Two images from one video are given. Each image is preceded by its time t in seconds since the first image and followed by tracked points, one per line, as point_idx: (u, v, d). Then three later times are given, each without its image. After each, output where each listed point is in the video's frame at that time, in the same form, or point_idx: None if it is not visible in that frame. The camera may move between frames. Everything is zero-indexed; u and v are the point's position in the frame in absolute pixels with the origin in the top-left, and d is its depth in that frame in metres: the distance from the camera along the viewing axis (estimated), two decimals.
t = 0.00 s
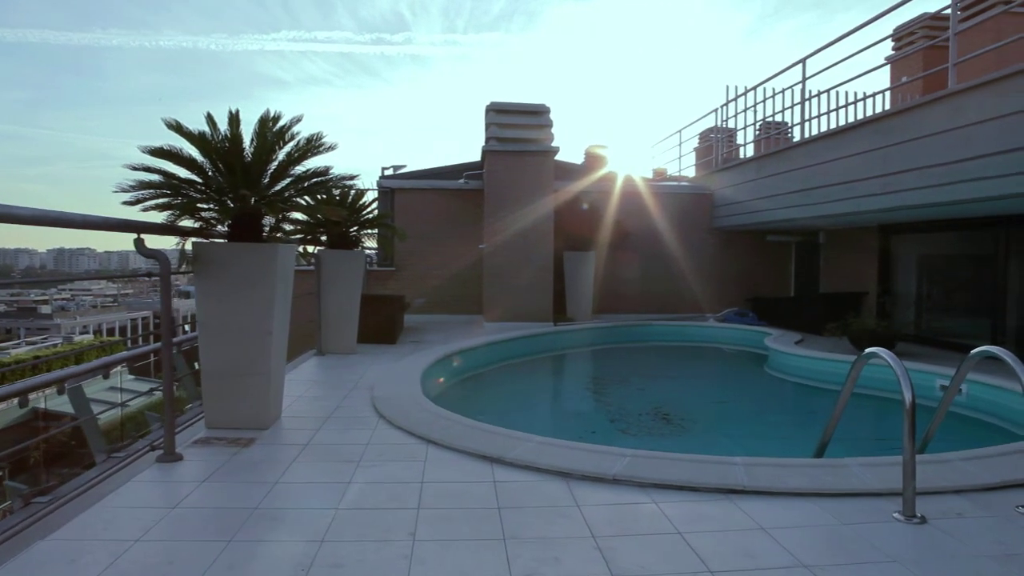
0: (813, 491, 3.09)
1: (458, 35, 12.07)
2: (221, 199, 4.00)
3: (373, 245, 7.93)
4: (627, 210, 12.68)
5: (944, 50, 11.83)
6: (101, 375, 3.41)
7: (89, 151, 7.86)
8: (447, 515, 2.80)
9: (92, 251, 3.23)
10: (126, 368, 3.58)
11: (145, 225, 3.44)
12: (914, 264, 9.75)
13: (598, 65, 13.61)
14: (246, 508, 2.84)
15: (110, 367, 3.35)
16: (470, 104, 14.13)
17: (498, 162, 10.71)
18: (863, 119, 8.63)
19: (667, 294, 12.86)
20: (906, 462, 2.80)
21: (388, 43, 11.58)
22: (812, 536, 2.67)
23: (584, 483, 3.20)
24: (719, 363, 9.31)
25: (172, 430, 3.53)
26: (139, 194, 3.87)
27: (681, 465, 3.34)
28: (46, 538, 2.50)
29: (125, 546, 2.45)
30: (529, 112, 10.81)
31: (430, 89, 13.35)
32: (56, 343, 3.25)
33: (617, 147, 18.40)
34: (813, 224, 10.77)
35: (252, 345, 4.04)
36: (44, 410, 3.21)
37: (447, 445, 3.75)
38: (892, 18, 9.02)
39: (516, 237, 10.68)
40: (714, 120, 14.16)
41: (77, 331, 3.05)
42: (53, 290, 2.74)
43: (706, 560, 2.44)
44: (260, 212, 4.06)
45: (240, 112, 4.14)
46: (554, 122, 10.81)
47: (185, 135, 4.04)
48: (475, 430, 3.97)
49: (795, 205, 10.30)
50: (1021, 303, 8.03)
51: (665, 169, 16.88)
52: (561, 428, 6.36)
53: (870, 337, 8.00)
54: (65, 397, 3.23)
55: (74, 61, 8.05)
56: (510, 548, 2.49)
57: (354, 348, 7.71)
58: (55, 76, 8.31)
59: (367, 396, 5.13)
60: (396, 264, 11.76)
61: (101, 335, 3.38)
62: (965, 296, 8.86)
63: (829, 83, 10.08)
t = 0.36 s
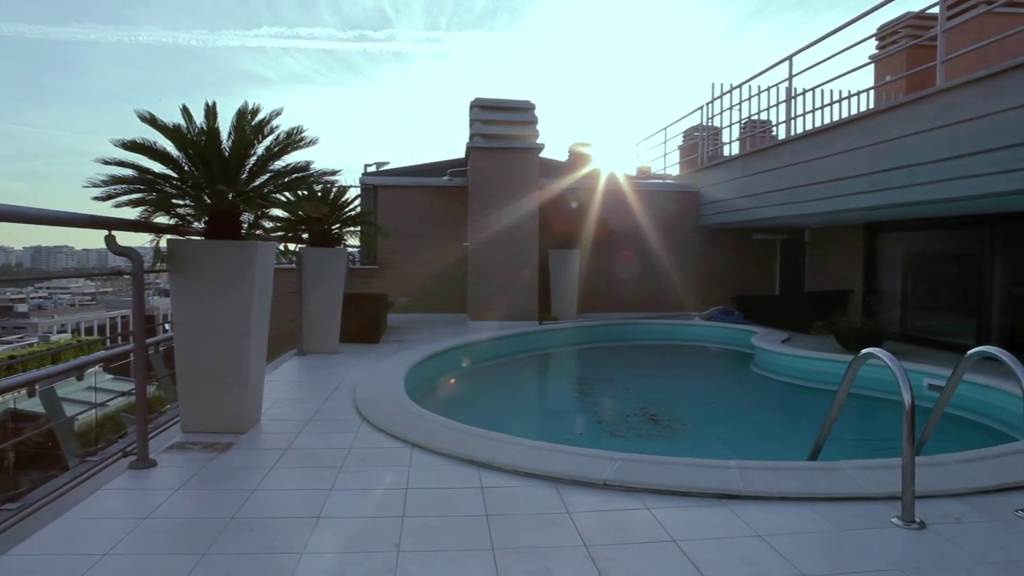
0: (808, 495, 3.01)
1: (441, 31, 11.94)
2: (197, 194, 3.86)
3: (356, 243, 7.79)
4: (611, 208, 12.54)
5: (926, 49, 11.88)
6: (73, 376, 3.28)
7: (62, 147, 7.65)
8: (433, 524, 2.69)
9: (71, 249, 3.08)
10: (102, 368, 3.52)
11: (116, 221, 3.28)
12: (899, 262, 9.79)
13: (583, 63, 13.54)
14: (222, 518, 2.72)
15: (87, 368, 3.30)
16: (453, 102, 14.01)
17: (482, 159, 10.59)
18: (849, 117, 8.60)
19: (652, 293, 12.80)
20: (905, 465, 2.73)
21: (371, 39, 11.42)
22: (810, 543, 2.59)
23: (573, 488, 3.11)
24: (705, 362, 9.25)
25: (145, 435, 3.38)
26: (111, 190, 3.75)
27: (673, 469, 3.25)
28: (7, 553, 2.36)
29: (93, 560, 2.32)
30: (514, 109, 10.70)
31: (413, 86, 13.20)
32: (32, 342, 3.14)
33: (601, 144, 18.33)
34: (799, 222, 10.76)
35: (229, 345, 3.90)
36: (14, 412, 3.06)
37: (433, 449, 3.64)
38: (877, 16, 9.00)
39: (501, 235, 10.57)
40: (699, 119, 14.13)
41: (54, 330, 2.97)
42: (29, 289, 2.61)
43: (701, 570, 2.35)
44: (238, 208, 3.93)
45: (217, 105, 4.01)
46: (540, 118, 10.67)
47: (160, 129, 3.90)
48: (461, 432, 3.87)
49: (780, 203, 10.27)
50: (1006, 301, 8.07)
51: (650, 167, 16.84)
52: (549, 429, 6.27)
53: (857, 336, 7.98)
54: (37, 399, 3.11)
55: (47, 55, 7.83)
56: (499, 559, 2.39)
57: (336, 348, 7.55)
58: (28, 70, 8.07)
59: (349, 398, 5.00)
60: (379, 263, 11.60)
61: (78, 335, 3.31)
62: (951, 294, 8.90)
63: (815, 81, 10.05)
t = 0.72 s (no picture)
0: (803, 499, 2.94)
1: (424, 28, 11.83)
2: (170, 190, 3.71)
3: (337, 241, 7.64)
4: (594, 206, 12.50)
5: (907, 49, 11.93)
6: (44, 377, 3.15)
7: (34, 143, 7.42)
8: (417, 533, 2.58)
9: (46, 247, 2.90)
10: (75, 368, 3.41)
11: (86, 218, 3.12)
12: (883, 260, 9.82)
13: (566, 61, 13.48)
14: (197, 529, 2.59)
15: (59, 368, 3.13)
16: (436, 99, 13.89)
17: (465, 156, 10.46)
18: (834, 115, 8.58)
19: (636, 291, 12.76)
20: (902, 469, 2.66)
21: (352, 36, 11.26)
22: (806, 550, 2.52)
23: (562, 494, 3.01)
24: (690, 360, 9.20)
25: (116, 441, 3.24)
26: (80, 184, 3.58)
27: (664, 473, 3.16)
28: None
29: None
30: (497, 105, 10.58)
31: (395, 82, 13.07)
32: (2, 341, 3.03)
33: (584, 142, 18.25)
34: (782, 220, 10.75)
35: (204, 346, 3.76)
36: None
37: (416, 453, 3.53)
38: (861, 15, 8.99)
39: (485, 233, 10.46)
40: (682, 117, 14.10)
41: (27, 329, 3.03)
42: None
43: None
44: (213, 204, 3.79)
45: (192, 97, 3.86)
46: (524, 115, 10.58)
47: (131, 121, 3.73)
48: (445, 435, 3.76)
49: (764, 202, 10.26)
50: (990, 299, 8.11)
51: (633, 165, 16.80)
52: (535, 429, 6.17)
53: (842, 334, 7.96)
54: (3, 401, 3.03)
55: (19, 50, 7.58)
56: (486, 570, 2.29)
57: (317, 348, 7.41)
58: None
59: (329, 399, 4.87)
60: (361, 260, 11.46)
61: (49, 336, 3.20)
62: (935, 292, 8.93)
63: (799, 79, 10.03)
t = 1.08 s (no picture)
0: (801, 506, 2.86)
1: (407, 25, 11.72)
2: (147, 184, 3.53)
3: (319, 239, 7.49)
4: (578, 206, 12.39)
5: (891, 49, 11.96)
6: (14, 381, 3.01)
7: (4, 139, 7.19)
8: (403, 545, 2.47)
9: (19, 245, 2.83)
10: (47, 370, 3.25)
11: (53, 213, 2.92)
12: (869, 260, 9.84)
13: (551, 60, 13.41)
14: (171, 542, 2.46)
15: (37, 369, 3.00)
16: (419, 97, 13.76)
17: (450, 154, 10.34)
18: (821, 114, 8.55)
19: (620, 290, 12.69)
20: (904, 476, 2.59)
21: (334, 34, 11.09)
22: (808, 560, 2.43)
23: (553, 502, 2.91)
24: (676, 361, 9.15)
25: (86, 448, 3.09)
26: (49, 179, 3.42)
27: (658, 480, 3.07)
28: None
29: None
30: (482, 102, 10.45)
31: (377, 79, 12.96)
32: None
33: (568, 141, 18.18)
34: (768, 219, 10.73)
35: (181, 348, 3.61)
36: None
37: (400, 459, 3.41)
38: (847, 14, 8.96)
39: (469, 232, 10.34)
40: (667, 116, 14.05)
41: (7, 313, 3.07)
42: None
43: None
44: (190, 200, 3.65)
45: (168, 89, 3.73)
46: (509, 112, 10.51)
47: (103, 114, 3.59)
48: (431, 440, 3.65)
49: (750, 201, 10.22)
50: (977, 298, 8.15)
51: (617, 164, 16.74)
52: (522, 431, 6.08)
53: (829, 334, 7.93)
54: None
55: None
56: None
57: (299, 349, 7.26)
58: None
59: (311, 402, 4.74)
60: (343, 259, 11.30)
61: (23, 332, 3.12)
62: (922, 292, 8.97)
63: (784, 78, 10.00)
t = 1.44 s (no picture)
0: (804, 512, 2.76)
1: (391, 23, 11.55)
2: (121, 180, 3.42)
3: (302, 237, 7.34)
4: (565, 205, 12.29)
5: (877, 49, 11.96)
6: None
7: None
8: (392, 558, 2.34)
9: None
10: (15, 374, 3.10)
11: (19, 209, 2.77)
12: (857, 259, 9.83)
13: (537, 58, 13.31)
14: (146, 557, 2.33)
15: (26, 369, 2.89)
16: (404, 94, 13.59)
17: (435, 151, 10.20)
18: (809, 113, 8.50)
19: (607, 289, 12.61)
20: (911, 482, 2.50)
21: (318, 31, 10.92)
22: (815, 570, 2.34)
23: (547, 510, 2.80)
24: (664, 360, 9.07)
25: (57, 456, 2.94)
26: (18, 174, 3.27)
27: (655, 486, 2.97)
28: None
29: None
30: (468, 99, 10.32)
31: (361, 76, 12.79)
32: None
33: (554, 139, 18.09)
34: (755, 218, 10.68)
35: (158, 350, 3.47)
36: None
37: (388, 464, 3.29)
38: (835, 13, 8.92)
39: (455, 230, 10.21)
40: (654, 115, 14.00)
41: None
42: None
43: None
44: (167, 198, 3.49)
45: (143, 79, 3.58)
46: (495, 110, 10.39)
47: (75, 105, 3.44)
48: (419, 444, 3.53)
49: (737, 200, 10.17)
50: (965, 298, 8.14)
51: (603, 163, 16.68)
52: (511, 433, 5.96)
53: (818, 333, 7.88)
54: None
55: None
56: None
57: (283, 349, 7.10)
58: None
59: (295, 405, 4.60)
60: (327, 258, 11.13)
61: None
62: (911, 292, 8.96)
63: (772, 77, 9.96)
